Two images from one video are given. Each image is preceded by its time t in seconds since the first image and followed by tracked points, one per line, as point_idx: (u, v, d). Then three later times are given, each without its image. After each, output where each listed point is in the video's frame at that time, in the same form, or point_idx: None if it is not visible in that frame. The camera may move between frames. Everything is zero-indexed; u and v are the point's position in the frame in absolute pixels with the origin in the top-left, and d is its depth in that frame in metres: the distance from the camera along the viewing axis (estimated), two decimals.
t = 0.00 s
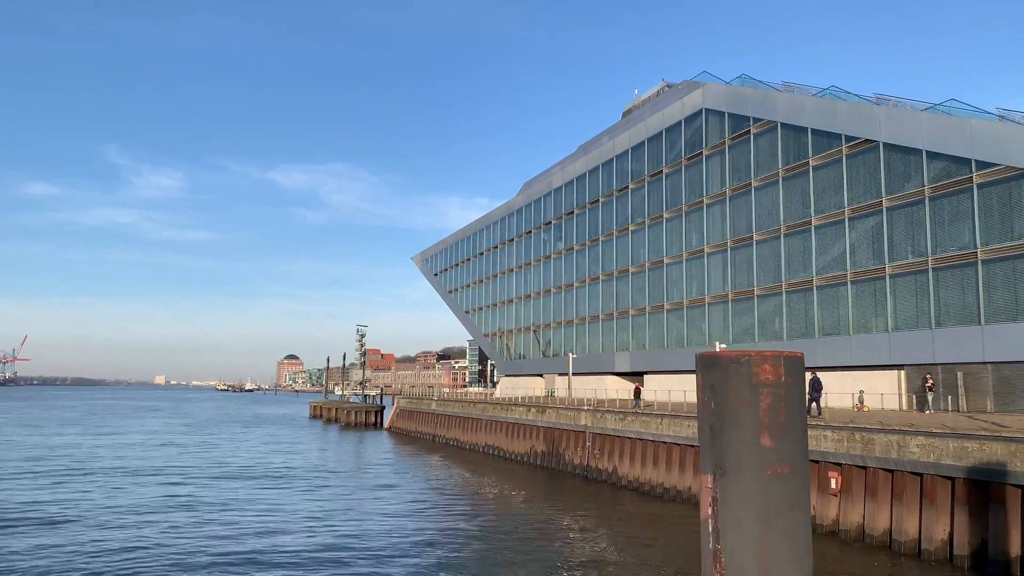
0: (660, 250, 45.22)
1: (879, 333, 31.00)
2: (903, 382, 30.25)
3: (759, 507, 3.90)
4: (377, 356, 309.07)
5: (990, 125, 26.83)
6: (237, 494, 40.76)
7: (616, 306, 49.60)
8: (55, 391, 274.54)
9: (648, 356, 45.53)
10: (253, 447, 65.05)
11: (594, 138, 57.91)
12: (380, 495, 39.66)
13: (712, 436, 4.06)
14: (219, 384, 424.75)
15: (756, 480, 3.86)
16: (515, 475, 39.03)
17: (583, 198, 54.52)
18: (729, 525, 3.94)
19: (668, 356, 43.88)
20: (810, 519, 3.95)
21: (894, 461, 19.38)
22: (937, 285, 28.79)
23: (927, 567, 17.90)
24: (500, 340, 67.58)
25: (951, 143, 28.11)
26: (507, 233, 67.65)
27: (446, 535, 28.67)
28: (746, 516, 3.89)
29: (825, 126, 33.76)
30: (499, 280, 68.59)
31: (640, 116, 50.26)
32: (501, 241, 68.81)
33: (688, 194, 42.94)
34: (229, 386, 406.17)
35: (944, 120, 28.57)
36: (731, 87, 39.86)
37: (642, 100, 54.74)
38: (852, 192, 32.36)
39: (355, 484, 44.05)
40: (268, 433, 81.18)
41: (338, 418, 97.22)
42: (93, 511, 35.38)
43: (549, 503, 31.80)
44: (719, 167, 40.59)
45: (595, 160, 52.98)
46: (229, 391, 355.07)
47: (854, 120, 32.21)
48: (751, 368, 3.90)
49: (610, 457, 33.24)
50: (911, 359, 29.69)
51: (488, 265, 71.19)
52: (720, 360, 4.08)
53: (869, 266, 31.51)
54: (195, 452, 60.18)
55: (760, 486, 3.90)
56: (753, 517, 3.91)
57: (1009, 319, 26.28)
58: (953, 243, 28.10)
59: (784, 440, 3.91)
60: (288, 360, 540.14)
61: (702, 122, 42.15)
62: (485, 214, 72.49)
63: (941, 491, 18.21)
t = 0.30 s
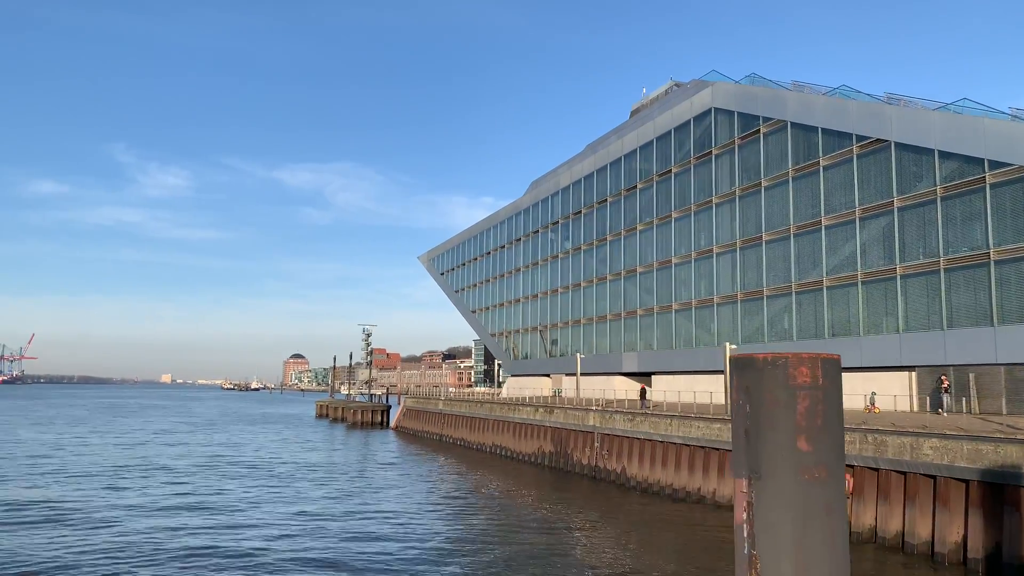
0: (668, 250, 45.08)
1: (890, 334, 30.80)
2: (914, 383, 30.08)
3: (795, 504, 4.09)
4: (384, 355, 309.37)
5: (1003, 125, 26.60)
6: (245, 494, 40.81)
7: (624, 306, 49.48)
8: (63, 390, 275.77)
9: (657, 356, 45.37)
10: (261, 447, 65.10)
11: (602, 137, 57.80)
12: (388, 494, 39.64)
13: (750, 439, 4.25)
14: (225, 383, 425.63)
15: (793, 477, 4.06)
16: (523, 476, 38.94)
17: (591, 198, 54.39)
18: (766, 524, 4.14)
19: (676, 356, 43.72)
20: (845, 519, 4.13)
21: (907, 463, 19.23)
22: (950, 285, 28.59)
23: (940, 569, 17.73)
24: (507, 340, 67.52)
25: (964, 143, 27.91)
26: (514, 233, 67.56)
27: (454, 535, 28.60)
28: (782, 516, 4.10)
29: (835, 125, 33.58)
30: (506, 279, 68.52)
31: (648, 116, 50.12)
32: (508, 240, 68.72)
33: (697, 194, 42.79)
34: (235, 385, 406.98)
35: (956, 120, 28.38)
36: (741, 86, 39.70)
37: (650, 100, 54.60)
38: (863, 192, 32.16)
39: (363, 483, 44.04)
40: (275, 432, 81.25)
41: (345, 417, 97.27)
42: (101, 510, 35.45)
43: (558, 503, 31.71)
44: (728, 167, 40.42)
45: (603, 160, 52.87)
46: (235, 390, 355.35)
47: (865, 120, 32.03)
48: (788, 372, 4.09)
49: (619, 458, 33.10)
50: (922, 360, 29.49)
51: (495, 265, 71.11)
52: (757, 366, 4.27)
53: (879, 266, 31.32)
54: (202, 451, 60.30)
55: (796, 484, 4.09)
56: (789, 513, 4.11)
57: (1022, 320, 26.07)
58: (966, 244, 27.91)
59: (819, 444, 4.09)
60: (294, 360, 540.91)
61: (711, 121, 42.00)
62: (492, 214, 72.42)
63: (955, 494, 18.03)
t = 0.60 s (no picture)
0: (674, 248, 44.95)
1: (898, 332, 30.66)
2: (923, 382, 29.94)
3: (834, 497, 4.38)
4: (387, 353, 309.67)
5: (1014, 122, 26.45)
6: (251, 490, 40.85)
7: (629, 303, 49.40)
8: (68, 386, 276.69)
9: (663, 354, 45.28)
10: (265, 444, 65.14)
11: (607, 135, 57.71)
12: (394, 492, 39.69)
13: (788, 438, 4.56)
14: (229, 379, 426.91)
15: (831, 472, 4.35)
16: (529, 473, 38.92)
17: (597, 195, 54.30)
18: (804, 519, 4.44)
19: (682, 354, 43.63)
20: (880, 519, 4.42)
21: (918, 462, 19.18)
22: (959, 284, 28.46)
23: (952, 569, 17.67)
24: (512, 337, 67.46)
25: (974, 140, 27.77)
26: (519, 230, 67.46)
27: (461, 533, 28.60)
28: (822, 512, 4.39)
29: (843, 123, 33.44)
30: (510, 277, 68.43)
31: (654, 113, 50.00)
32: (513, 238, 68.62)
33: (704, 192, 42.66)
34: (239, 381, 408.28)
35: (965, 117, 28.24)
36: (748, 84, 39.58)
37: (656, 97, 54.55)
38: (871, 190, 32.01)
39: (368, 481, 44.03)
40: (279, 429, 81.28)
41: (349, 414, 97.31)
42: (108, 507, 35.50)
43: (564, 501, 31.66)
44: (735, 165, 40.29)
45: (609, 157, 52.74)
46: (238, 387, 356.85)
47: (873, 117, 31.89)
48: (827, 370, 4.42)
49: (625, 456, 33.01)
50: (931, 358, 29.36)
51: (500, 263, 71.07)
52: (795, 365, 4.60)
53: (888, 264, 31.17)
54: (207, 448, 60.37)
55: (834, 479, 4.39)
56: (828, 508, 4.40)
57: None
58: (975, 242, 27.78)
59: (856, 443, 4.41)
60: (298, 356, 542.06)
61: (718, 118, 41.85)
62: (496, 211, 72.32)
63: (966, 492, 17.98)
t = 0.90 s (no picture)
0: (679, 245, 44.81)
1: (905, 331, 30.49)
2: (928, 381, 29.56)
3: (874, 502, 4.22)
4: (390, 351, 310.05)
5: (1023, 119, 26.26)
6: (254, 488, 40.78)
7: (633, 301, 49.26)
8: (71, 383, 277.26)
9: (667, 352, 45.16)
10: (269, 441, 65.14)
11: (611, 132, 57.58)
12: (398, 490, 39.62)
13: (824, 440, 4.40)
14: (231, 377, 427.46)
15: (870, 475, 4.20)
16: (533, 472, 38.83)
17: (601, 192, 54.17)
18: (842, 524, 4.26)
19: (687, 352, 43.49)
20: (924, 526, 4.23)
21: (927, 461, 19.08)
22: (966, 282, 28.28)
23: (961, 569, 17.50)
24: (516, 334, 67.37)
25: (982, 137, 27.59)
26: (523, 228, 67.37)
27: (466, 531, 28.52)
28: (862, 519, 4.21)
29: (850, 120, 33.27)
30: (514, 275, 68.32)
31: (658, 110, 49.85)
32: (517, 235, 68.50)
33: (709, 189, 42.49)
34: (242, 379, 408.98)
35: (974, 114, 28.07)
36: (753, 80, 39.44)
37: (661, 94, 54.42)
38: (878, 187, 31.84)
39: (372, 478, 44.00)
40: (282, 426, 81.34)
41: (352, 412, 97.35)
42: (112, 504, 35.53)
43: (569, 499, 31.54)
44: (740, 162, 40.12)
45: (614, 154, 52.61)
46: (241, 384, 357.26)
47: (880, 114, 31.72)
48: (866, 368, 4.28)
49: (630, 454, 32.89)
50: (938, 356, 29.16)
51: (503, 260, 70.97)
52: (832, 364, 4.47)
53: (895, 262, 31.00)
54: (211, 445, 60.46)
55: (874, 483, 4.22)
56: (868, 514, 4.22)
57: None
58: (983, 239, 27.61)
59: (896, 446, 4.24)
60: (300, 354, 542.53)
61: (724, 115, 41.69)
62: (500, 208, 72.19)
63: (976, 492, 17.91)
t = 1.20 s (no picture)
0: (681, 243, 44.70)
1: (910, 329, 30.36)
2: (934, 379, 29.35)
3: (919, 504, 4.17)
4: (389, 349, 309.99)
5: None
6: (256, 487, 40.67)
7: (635, 299, 49.16)
8: (72, 382, 277.07)
9: (670, 350, 45.03)
10: (269, 439, 65.02)
11: (613, 130, 57.46)
12: (400, 488, 39.52)
13: (865, 439, 4.37)
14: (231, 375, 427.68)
15: (915, 478, 4.15)
16: (536, 470, 38.72)
17: (603, 190, 54.03)
18: (886, 525, 4.23)
19: (690, 350, 43.36)
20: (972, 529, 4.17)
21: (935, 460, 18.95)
22: (972, 280, 28.17)
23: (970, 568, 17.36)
24: (517, 332, 67.26)
25: (988, 134, 27.44)
26: (524, 226, 67.24)
27: (469, 530, 28.41)
28: (907, 521, 4.18)
29: (855, 117, 33.12)
30: (515, 273, 68.22)
31: (661, 108, 49.73)
32: (518, 233, 68.38)
33: (712, 187, 42.34)
34: (241, 377, 408.95)
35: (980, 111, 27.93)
36: (757, 78, 39.31)
37: (662, 91, 54.31)
38: (883, 185, 31.71)
39: (373, 477, 43.91)
40: (283, 425, 81.19)
41: (352, 410, 97.27)
42: (113, 503, 35.38)
43: (572, 498, 31.42)
44: (744, 159, 39.99)
45: (615, 152, 52.48)
46: (241, 382, 357.22)
47: (885, 111, 31.59)
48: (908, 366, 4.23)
49: (634, 452, 32.77)
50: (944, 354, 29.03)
51: (504, 258, 70.83)
52: (873, 362, 4.40)
53: (900, 260, 30.87)
54: (212, 444, 60.35)
55: (918, 484, 4.18)
56: (912, 517, 4.18)
57: None
58: (989, 236, 27.49)
59: (943, 446, 4.18)
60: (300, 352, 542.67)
61: (727, 113, 41.56)
62: (501, 207, 72.03)
63: (986, 490, 17.80)
